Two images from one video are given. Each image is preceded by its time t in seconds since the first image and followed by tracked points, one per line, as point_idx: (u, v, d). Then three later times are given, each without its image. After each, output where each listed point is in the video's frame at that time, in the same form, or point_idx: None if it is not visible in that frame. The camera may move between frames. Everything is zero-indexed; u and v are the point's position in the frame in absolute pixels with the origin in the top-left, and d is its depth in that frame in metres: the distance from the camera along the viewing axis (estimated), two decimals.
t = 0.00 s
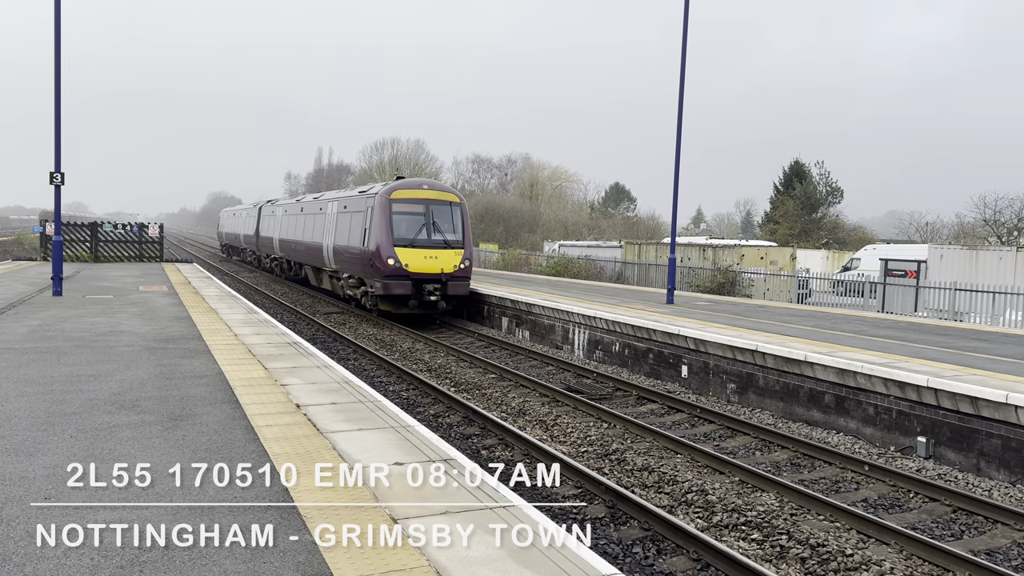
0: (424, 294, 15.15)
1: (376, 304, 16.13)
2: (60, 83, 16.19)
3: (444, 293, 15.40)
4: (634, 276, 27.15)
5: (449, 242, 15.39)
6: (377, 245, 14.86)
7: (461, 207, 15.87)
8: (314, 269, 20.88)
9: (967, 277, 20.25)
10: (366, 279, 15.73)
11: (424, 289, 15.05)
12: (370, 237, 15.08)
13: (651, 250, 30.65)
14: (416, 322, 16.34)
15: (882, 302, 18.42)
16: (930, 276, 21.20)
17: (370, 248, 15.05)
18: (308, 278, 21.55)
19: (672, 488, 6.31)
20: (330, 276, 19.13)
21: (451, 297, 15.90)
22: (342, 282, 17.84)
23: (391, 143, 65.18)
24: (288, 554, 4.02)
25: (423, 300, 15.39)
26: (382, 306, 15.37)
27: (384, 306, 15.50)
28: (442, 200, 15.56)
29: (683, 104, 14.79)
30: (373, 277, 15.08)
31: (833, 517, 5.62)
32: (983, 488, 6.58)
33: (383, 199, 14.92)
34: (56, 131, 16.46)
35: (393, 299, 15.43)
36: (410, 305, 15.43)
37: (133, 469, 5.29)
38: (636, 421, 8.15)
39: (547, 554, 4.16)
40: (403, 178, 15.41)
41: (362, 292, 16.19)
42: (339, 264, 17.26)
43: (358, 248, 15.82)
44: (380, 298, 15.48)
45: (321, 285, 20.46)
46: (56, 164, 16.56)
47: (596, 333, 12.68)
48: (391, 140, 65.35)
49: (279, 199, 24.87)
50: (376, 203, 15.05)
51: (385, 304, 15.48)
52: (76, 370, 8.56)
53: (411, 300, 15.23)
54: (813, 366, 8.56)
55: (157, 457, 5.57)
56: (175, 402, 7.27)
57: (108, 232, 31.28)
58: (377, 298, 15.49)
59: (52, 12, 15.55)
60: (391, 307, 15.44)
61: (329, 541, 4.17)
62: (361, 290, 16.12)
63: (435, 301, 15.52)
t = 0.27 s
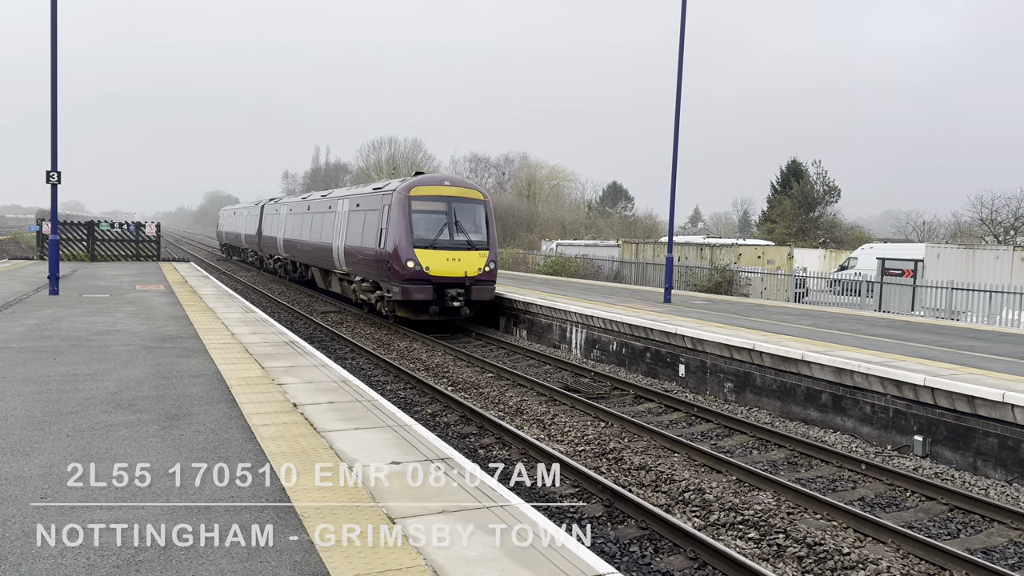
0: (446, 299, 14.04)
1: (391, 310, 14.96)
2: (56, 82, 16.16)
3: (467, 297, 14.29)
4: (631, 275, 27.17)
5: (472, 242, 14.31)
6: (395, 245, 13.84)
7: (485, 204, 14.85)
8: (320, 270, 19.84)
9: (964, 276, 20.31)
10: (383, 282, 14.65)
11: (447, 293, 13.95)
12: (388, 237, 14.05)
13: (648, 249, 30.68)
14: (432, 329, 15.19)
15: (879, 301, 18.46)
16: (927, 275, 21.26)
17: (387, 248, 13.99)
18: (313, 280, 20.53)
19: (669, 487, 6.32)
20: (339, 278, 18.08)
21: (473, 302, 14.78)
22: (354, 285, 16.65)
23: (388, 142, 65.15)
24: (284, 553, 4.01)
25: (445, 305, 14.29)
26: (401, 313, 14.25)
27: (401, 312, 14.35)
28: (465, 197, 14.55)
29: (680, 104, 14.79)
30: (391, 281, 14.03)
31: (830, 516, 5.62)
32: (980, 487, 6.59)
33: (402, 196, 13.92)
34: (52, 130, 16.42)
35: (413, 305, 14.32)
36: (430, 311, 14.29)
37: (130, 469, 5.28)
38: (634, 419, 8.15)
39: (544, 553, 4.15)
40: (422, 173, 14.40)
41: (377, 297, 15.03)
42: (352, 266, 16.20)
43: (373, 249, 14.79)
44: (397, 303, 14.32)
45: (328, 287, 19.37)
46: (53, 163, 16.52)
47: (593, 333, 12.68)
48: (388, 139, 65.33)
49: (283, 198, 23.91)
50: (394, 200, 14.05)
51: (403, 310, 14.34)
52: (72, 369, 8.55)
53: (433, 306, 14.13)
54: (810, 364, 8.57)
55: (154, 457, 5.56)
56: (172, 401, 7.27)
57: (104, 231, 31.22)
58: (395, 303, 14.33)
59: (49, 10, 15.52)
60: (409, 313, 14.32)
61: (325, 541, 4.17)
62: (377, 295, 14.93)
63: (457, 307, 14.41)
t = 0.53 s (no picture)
0: (469, 305, 13.10)
1: (409, 316, 13.99)
2: (54, 81, 16.13)
3: (491, 302, 13.33)
4: (630, 274, 27.18)
5: (497, 244, 13.35)
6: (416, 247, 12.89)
7: (510, 203, 13.90)
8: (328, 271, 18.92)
9: (962, 276, 20.34)
10: (400, 286, 13.70)
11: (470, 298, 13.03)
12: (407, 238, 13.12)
13: (646, 249, 30.70)
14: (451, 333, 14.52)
15: (877, 300, 18.48)
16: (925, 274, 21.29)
17: (407, 250, 13.06)
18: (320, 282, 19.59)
19: (668, 486, 6.32)
20: (350, 281, 17.14)
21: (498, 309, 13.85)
22: (367, 289, 15.67)
23: (386, 141, 65.11)
24: (281, 553, 4.01)
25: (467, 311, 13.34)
26: (420, 319, 13.31)
27: (420, 318, 13.37)
28: (489, 195, 13.61)
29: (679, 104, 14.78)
30: (411, 285, 13.07)
31: (828, 515, 5.63)
32: (977, 486, 6.60)
33: (423, 193, 12.98)
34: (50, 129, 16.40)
35: (434, 311, 13.36)
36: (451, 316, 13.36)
37: (127, 468, 5.28)
38: (632, 419, 8.15)
39: (542, 552, 4.16)
40: (445, 170, 13.46)
41: (394, 302, 14.06)
42: (366, 268, 15.22)
43: (391, 250, 13.84)
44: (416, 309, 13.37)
45: (337, 290, 18.43)
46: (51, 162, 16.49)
47: (592, 332, 12.68)
48: (386, 138, 65.32)
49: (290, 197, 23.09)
50: (415, 197, 13.11)
51: (422, 316, 13.36)
52: (70, 368, 8.53)
53: (455, 312, 13.18)
54: (808, 364, 8.57)
55: (152, 456, 5.56)
56: (169, 400, 7.26)
57: (102, 231, 31.17)
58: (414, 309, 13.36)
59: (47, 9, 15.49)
60: (429, 320, 13.37)
61: (323, 540, 4.16)
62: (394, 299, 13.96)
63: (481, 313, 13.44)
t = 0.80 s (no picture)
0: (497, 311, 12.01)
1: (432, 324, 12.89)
2: (52, 80, 16.10)
3: (521, 309, 12.25)
4: (628, 273, 27.18)
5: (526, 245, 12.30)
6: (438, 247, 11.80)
7: (540, 200, 12.81)
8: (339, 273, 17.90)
9: (960, 275, 20.35)
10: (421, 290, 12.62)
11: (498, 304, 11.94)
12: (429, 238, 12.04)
13: (645, 248, 30.70)
14: (465, 339, 13.64)
15: (876, 299, 18.48)
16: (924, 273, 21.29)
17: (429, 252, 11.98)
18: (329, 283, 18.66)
19: (666, 485, 6.33)
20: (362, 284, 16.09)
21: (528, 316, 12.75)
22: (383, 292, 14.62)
23: (385, 140, 65.02)
24: (280, 552, 4.01)
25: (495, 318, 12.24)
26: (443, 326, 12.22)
27: (443, 326, 12.29)
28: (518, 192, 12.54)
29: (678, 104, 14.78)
30: (434, 290, 11.96)
31: (827, 514, 5.64)
32: (975, 484, 6.61)
33: (446, 189, 11.92)
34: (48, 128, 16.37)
35: (459, 318, 12.28)
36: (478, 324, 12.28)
37: (125, 468, 5.27)
38: (630, 418, 8.15)
39: (540, 551, 4.16)
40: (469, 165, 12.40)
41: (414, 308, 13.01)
42: (383, 271, 14.14)
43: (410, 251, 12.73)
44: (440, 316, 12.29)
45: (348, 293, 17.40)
46: (49, 161, 16.47)
47: (590, 331, 12.68)
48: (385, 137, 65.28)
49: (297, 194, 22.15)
50: (438, 193, 12.04)
51: (445, 323, 12.27)
52: (68, 368, 8.52)
53: (481, 319, 12.07)
54: (806, 363, 8.58)
55: (150, 456, 5.55)
56: (168, 399, 7.26)
57: (101, 230, 31.14)
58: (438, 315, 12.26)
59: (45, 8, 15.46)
60: (453, 328, 12.27)
61: (322, 539, 4.16)
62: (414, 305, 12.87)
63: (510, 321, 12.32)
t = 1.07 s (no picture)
0: (538, 322, 10.76)
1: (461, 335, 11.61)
2: (51, 79, 16.11)
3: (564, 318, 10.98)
4: (627, 273, 27.17)
5: (569, 247, 11.06)
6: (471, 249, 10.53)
7: (582, 197, 11.56)
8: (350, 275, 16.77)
9: (959, 274, 20.37)
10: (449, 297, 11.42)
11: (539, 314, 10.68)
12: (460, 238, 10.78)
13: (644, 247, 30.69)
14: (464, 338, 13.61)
15: (875, 298, 18.48)
16: (923, 273, 21.30)
17: (459, 254, 10.72)
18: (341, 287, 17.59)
19: (665, 484, 6.33)
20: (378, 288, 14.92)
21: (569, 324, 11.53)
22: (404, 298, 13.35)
23: (384, 140, 64.96)
24: (279, 551, 4.01)
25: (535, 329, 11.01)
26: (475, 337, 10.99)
27: (476, 336, 11.05)
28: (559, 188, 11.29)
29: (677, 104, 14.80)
30: (466, 297, 10.68)
31: (825, 513, 5.64)
32: (974, 483, 6.61)
33: (480, 184, 10.67)
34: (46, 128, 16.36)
35: (495, 328, 11.04)
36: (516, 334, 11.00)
37: (124, 467, 5.26)
38: (629, 417, 8.15)
39: (539, 549, 4.16)
40: (505, 158, 11.15)
41: (440, 317, 11.75)
42: (404, 276, 12.87)
43: (437, 253, 11.46)
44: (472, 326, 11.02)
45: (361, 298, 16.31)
46: (48, 161, 16.46)
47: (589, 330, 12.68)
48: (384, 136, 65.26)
49: (305, 193, 21.13)
50: (471, 189, 10.78)
51: (478, 334, 11.05)
52: (66, 367, 8.52)
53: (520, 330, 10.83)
54: (805, 362, 8.58)
55: (149, 455, 5.54)
56: (167, 399, 7.25)
57: (99, 229, 31.11)
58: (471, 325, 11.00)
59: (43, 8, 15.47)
60: (487, 339, 11.02)
61: (320, 539, 4.15)
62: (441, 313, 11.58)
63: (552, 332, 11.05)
